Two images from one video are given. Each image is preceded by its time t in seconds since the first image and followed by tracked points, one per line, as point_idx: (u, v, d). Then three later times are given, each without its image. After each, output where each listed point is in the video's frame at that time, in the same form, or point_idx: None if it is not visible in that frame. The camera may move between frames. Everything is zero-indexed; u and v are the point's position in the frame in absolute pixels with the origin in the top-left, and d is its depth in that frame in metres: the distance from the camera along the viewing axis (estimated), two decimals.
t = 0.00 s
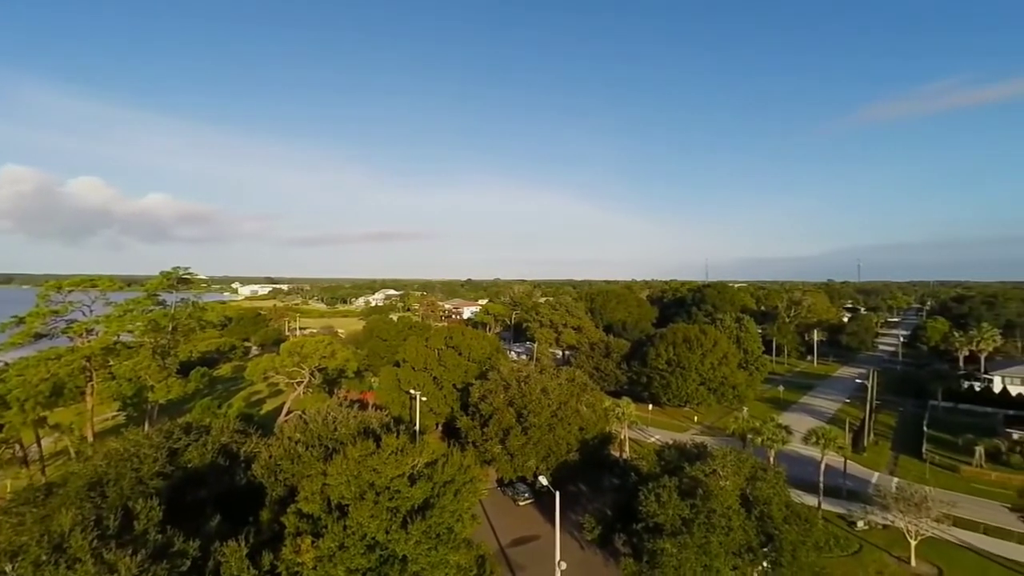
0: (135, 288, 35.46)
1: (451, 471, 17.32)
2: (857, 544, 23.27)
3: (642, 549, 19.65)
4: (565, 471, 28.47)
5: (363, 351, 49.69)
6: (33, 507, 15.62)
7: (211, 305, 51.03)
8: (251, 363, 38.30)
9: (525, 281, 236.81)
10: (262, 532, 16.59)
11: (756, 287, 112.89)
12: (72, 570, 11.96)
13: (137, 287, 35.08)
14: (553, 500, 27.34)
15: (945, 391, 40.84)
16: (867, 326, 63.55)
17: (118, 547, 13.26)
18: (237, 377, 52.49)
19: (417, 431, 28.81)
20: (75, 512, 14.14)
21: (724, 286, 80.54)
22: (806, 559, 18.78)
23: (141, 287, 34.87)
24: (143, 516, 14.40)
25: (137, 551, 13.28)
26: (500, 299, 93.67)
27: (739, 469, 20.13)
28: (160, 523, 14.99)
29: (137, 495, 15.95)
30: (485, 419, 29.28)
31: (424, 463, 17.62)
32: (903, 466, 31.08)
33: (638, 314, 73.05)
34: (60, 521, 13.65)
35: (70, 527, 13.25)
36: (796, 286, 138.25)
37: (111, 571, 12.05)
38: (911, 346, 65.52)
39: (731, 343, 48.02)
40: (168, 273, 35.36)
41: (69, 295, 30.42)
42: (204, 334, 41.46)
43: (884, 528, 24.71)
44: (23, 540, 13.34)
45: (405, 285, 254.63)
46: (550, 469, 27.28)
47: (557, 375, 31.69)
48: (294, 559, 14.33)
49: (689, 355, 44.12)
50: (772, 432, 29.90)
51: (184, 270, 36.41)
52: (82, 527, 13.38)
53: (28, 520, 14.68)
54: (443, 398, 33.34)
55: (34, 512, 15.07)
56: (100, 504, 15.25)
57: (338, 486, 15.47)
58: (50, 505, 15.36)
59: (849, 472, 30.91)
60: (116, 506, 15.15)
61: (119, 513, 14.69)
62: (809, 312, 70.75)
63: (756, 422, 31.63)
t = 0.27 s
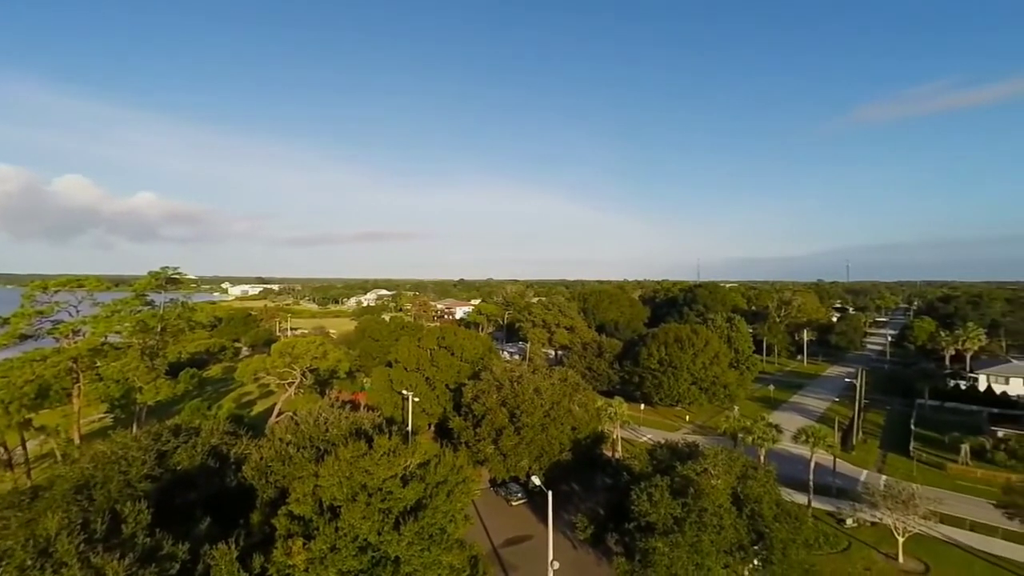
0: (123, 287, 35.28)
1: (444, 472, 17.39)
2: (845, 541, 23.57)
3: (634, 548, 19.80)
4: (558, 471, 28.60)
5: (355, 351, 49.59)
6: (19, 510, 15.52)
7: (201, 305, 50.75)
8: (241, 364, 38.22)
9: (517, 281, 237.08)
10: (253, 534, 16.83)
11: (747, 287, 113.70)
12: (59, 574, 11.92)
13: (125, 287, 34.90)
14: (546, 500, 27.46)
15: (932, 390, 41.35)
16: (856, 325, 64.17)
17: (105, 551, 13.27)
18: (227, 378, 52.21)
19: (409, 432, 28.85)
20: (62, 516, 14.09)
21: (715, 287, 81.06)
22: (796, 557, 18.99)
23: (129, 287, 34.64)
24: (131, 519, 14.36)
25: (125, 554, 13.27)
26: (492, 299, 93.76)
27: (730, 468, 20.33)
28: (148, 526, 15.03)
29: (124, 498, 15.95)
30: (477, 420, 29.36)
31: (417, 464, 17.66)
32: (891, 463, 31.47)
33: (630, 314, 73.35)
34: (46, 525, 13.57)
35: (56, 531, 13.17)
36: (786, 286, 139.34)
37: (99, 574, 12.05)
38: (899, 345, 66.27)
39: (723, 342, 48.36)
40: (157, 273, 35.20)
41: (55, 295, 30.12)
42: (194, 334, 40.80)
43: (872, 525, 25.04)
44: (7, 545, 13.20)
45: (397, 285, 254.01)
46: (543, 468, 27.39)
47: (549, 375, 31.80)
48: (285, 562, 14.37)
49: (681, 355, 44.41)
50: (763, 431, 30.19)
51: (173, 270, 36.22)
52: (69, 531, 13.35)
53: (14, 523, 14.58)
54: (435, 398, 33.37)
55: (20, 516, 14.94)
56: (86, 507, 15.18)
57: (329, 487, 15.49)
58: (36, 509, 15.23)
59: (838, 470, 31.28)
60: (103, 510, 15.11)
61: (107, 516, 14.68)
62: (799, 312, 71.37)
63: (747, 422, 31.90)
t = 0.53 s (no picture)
0: (109, 287, 35.04)
1: (436, 473, 17.44)
2: (834, 538, 23.85)
3: (625, 547, 19.92)
4: (550, 471, 28.70)
5: (346, 351, 49.47)
6: (4, 515, 15.36)
7: (190, 305, 50.38)
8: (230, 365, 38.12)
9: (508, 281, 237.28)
10: (242, 536, 16.80)
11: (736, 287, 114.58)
12: None
13: (111, 287, 34.61)
14: (538, 500, 27.58)
15: (919, 389, 41.90)
16: (844, 324, 64.79)
17: (90, 555, 13.17)
18: (216, 379, 51.86)
19: (401, 432, 28.85)
20: (47, 520, 13.98)
21: (705, 286, 81.61)
22: (786, 554, 19.11)
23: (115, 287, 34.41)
24: (117, 523, 14.30)
25: (111, 558, 13.19)
26: (484, 299, 93.82)
27: (721, 467, 20.53)
28: (135, 528, 15.02)
29: (111, 502, 15.87)
30: (469, 420, 29.43)
31: (408, 465, 17.68)
32: (878, 461, 31.88)
33: (621, 314, 73.65)
34: (30, 529, 13.45)
35: (40, 535, 13.03)
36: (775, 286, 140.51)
37: None
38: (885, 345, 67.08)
39: (713, 342, 48.70)
40: (144, 273, 35.18)
41: (38, 295, 29.51)
42: (182, 334, 39.50)
43: (860, 522, 25.36)
44: None
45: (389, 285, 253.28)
46: (535, 468, 27.49)
47: (541, 375, 31.91)
48: (275, 564, 14.20)
49: (672, 354, 44.69)
50: (753, 429, 30.48)
51: (161, 270, 35.89)
52: (54, 535, 13.24)
53: None
54: (427, 398, 33.38)
55: (2, 520, 14.79)
56: (71, 512, 15.05)
57: (320, 489, 15.49)
58: (19, 513, 15.08)
59: (826, 468, 31.64)
60: (89, 514, 15.03)
61: (93, 520, 14.63)
62: (789, 312, 72.03)
63: (737, 420, 32.17)
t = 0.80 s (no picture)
0: (96, 287, 34.56)
1: (428, 474, 17.50)
2: (822, 535, 24.16)
3: (617, 546, 20.07)
4: (542, 471, 28.84)
5: (338, 352, 49.36)
6: None
7: (179, 306, 50.05)
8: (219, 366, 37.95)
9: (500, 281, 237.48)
10: (232, 538, 16.70)
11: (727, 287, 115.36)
12: None
13: (97, 287, 34.20)
14: (530, 500, 27.72)
15: (906, 388, 42.45)
16: (832, 323, 65.42)
17: (76, 560, 13.15)
18: (205, 380, 51.55)
19: (393, 433, 28.89)
20: (31, 524, 13.94)
21: (696, 287, 82.18)
22: (776, 552, 19.35)
23: (102, 287, 34.02)
24: (105, 527, 14.38)
25: (97, 562, 13.18)
26: (476, 299, 93.89)
27: (711, 466, 20.77)
28: (121, 532, 15.08)
29: (98, 505, 15.87)
30: (461, 420, 29.52)
31: (400, 466, 17.72)
32: (865, 459, 32.29)
33: (613, 314, 73.97)
34: (15, 534, 13.44)
35: (24, 540, 12.98)
36: (765, 286, 141.61)
37: None
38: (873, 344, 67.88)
39: (704, 341, 49.07)
40: (131, 273, 34.77)
41: (24, 295, 29.66)
42: (172, 335, 38.92)
43: (848, 519, 25.72)
44: None
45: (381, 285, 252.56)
46: (528, 468, 27.60)
47: (533, 375, 32.02)
48: (265, 566, 14.31)
49: (663, 354, 44.98)
50: (743, 428, 30.78)
51: (149, 270, 35.71)
52: (39, 539, 13.23)
53: None
54: (419, 399, 33.41)
55: None
56: (57, 515, 15.03)
57: (311, 490, 15.47)
58: (2, 518, 15.03)
59: (815, 466, 32.00)
60: (75, 517, 15.07)
61: (78, 524, 14.64)
62: (778, 311, 72.60)
63: (727, 419, 32.44)
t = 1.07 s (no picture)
0: (82, 287, 34.22)
1: (420, 474, 17.54)
2: (811, 533, 24.43)
3: (609, 545, 20.20)
4: (534, 471, 28.93)
5: (329, 352, 49.19)
6: None
7: (167, 307, 49.68)
8: (208, 367, 37.70)
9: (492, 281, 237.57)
10: (222, 541, 16.79)
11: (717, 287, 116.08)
12: None
13: (83, 287, 33.81)
14: (522, 500, 27.82)
15: (893, 387, 42.95)
16: (821, 323, 66.01)
17: (61, 564, 13.06)
18: (194, 381, 51.18)
19: (385, 434, 28.87)
20: (16, 529, 13.85)
21: (688, 287, 82.67)
22: (765, 550, 19.70)
23: (87, 288, 33.53)
24: (90, 530, 14.20)
25: (83, 567, 13.13)
26: (468, 299, 93.89)
27: (702, 464, 20.95)
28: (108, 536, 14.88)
29: (83, 508, 15.81)
30: (453, 420, 29.54)
31: (391, 466, 17.74)
32: (853, 457, 32.65)
33: (605, 314, 74.22)
34: None
35: (8, 545, 12.87)
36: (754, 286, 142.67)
37: None
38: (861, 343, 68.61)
39: (695, 341, 49.36)
40: (118, 273, 34.31)
41: (8, 296, 29.64)
42: (160, 334, 39.48)
43: (836, 516, 26.03)
44: None
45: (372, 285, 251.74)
46: (520, 468, 27.67)
47: (526, 375, 32.09)
48: (256, 568, 14.25)
49: (654, 354, 45.22)
50: (733, 427, 31.04)
51: (136, 270, 35.40)
52: (24, 544, 13.11)
53: None
54: (411, 399, 33.39)
55: None
56: (41, 519, 15.01)
57: (302, 492, 15.34)
58: None
59: (805, 464, 32.32)
60: (60, 522, 15.02)
61: (63, 528, 14.51)
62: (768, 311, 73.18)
63: (718, 418, 32.68)
